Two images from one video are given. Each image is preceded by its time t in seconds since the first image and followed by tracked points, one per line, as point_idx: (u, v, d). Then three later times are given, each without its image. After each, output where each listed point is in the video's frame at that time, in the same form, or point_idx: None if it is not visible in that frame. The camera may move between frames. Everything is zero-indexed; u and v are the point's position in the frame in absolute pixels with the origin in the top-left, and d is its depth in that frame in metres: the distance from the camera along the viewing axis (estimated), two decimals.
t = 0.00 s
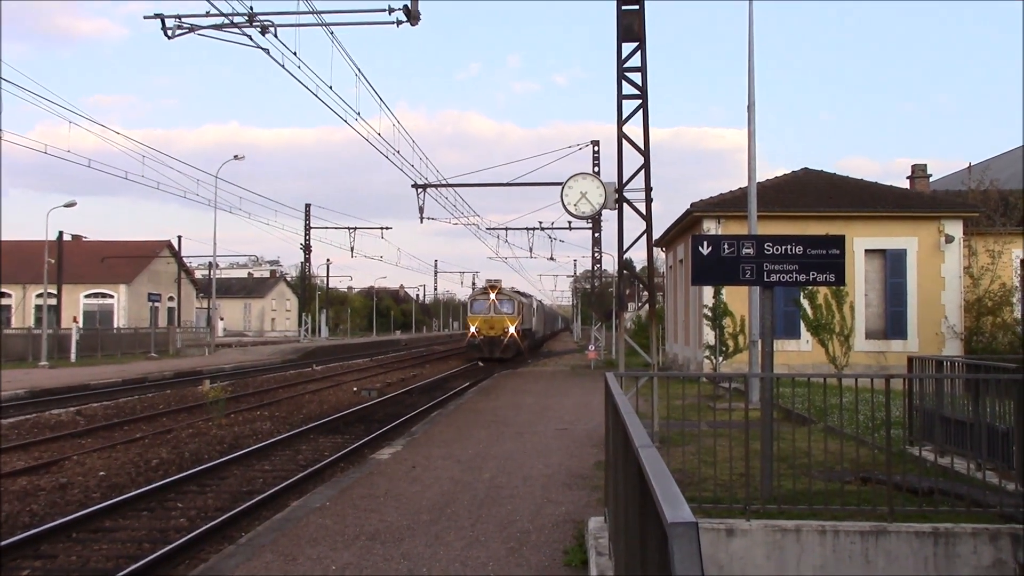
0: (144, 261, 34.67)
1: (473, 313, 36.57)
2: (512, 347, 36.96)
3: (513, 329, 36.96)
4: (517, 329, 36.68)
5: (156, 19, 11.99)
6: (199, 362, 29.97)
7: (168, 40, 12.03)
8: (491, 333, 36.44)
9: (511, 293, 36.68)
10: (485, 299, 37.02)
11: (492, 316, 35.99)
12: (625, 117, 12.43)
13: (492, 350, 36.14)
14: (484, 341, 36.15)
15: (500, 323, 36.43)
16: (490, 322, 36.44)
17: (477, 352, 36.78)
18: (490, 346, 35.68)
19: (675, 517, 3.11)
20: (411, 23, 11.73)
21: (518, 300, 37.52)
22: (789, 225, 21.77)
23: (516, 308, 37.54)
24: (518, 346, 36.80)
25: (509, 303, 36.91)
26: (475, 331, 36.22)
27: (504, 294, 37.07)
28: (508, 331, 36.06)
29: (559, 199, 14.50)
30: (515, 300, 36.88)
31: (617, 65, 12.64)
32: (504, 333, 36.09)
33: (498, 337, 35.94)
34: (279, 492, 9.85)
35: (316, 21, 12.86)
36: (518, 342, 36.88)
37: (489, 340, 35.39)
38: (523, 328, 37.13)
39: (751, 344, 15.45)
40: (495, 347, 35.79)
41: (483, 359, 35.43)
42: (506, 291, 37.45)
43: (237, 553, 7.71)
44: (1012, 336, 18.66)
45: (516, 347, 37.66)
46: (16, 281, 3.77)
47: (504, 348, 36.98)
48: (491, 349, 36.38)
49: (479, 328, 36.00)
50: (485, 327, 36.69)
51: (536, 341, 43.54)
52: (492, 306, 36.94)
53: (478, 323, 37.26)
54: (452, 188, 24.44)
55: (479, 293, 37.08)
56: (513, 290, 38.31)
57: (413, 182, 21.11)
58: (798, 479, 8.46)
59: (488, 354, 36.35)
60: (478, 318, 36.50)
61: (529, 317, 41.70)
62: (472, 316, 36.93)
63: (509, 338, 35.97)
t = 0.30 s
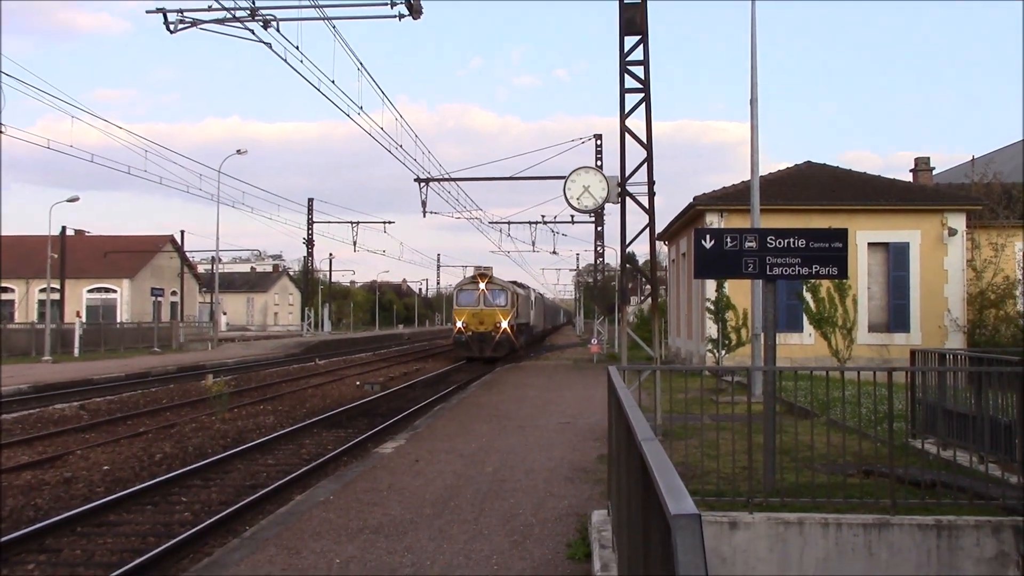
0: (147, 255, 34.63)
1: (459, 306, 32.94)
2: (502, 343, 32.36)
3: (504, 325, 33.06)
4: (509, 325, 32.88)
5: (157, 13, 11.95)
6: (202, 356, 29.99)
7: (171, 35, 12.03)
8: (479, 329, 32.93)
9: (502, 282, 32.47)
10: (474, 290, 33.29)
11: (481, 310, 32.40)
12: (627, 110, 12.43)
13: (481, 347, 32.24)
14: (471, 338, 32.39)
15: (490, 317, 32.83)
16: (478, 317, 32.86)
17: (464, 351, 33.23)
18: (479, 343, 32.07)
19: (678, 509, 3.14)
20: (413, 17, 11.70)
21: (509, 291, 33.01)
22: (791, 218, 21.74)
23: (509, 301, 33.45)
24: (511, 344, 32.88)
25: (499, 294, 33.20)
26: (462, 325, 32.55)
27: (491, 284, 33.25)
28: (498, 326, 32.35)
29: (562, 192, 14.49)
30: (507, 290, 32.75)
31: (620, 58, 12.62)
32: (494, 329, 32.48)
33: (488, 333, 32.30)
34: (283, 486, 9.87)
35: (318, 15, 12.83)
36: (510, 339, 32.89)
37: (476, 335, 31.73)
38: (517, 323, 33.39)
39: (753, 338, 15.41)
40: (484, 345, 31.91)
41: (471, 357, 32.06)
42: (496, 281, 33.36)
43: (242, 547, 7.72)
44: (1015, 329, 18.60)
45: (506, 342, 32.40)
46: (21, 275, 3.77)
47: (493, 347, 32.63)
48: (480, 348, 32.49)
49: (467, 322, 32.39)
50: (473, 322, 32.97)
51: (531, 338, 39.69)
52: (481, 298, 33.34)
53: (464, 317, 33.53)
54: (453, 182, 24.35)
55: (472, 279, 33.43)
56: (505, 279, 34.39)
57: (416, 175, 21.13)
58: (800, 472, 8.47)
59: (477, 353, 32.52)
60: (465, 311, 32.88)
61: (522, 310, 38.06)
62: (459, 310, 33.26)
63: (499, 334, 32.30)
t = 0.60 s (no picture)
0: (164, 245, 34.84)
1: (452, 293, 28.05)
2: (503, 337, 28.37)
3: (505, 316, 28.11)
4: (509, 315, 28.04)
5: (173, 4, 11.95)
6: (218, 345, 30.20)
7: (186, 26, 12.06)
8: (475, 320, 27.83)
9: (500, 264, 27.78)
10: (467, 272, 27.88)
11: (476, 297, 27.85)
12: (642, 99, 12.38)
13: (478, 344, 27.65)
14: (466, 331, 27.71)
15: (487, 306, 28.08)
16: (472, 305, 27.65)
17: (457, 347, 27.74)
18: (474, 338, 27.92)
19: (693, 497, 3.21)
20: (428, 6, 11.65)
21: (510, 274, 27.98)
22: (807, 206, 21.60)
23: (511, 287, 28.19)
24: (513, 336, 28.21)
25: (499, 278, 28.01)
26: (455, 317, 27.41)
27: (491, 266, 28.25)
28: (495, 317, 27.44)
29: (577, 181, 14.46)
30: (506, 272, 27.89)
31: (635, 47, 12.56)
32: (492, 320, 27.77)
33: (483, 326, 27.59)
34: (300, 474, 9.94)
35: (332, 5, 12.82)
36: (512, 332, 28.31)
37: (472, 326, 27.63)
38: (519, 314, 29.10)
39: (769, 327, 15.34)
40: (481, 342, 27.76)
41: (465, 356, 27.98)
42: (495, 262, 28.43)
43: (259, 534, 7.78)
44: None
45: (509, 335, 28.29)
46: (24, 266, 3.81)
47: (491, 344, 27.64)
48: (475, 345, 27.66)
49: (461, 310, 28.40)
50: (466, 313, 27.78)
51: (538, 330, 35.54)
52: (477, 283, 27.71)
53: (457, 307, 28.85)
54: (467, 172, 24.28)
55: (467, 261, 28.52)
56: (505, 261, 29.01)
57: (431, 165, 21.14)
58: (816, 461, 8.46)
59: (471, 348, 27.73)
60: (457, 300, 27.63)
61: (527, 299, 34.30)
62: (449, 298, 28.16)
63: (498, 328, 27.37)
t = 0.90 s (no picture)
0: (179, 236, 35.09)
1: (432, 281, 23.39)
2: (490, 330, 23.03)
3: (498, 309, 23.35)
4: (503, 307, 23.42)
5: None
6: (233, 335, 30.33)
7: (200, 17, 12.05)
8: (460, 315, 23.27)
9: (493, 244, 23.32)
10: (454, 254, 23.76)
11: (463, 285, 23.30)
12: (657, 88, 12.32)
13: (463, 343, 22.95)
14: (451, 328, 22.83)
15: (477, 296, 23.23)
16: (460, 296, 23.32)
17: (440, 347, 22.85)
18: (460, 336, 22.93)
19: (707, 488, 3.24)
20: None
21: (504, 257, 23.68)
22: (822, 195, 21.47)
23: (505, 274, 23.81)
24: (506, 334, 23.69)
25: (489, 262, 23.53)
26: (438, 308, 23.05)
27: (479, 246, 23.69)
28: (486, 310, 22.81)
29: (592, 170, 14.42)
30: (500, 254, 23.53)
31: (650, 36, 12.50)
32: (482, 314, 23.06)
33: (472, 321, 22.99)
34: (316, 463, 9.99)
35: None
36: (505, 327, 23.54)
37: (458, 320, 22.97)
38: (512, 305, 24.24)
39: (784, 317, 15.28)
40: (469, 340, 22.84)
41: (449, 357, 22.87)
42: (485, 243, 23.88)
43: (275, 523, 7.83)
44: None
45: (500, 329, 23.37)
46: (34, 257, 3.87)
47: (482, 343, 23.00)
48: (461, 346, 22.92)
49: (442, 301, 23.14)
50: (451, 304, 23.11)
51: (542, 322, 32.47)
52: (464, 268, 23.52)
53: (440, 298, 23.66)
54: (483, 163, 23.79)
55: (451, 240, 23.85)
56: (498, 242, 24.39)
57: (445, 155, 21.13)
58: (832, 451, 8.43)
59: (455, 350, 22.85)
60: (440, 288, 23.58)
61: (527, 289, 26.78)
62: (430, 287, 23.43)
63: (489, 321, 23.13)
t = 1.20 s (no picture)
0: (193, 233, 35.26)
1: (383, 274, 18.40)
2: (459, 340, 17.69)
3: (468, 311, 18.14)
4: (475, 307, 18.24)
5: None
6: (246, 331, 30.46)
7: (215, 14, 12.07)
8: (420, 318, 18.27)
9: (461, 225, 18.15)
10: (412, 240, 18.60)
11: (421, 280, 18.26)
12: (672, 86, 12.31)
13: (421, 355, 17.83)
14: (407, 338, 17.84)
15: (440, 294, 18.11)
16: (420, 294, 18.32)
17: (394, 362, 17.85)
18: (419, 348, 17.84)
19: (728, 489, 3.22)
20: None
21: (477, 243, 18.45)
22: (835, 194, 21.40)
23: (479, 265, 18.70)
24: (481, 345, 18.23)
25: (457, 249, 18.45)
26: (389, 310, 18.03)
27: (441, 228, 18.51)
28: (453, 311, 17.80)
29: (606, 168, 14.41)
30: (471, 237, 18.31)
31: (665, 33, 12.47)
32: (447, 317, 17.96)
33: (434, 327, 17.86)
34: (328, 460, 10.01)
35: None
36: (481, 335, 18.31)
37: (414, 326, 17.90)
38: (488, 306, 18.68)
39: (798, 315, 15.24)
40: (430, 355, 17.77)
41: (405, 375, 18.02)
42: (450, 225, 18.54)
43: (288, 520, 7.85)
44: None
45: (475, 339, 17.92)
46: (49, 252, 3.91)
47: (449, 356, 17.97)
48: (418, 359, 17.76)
49: (395, 300, 18.28)
50: (409, 305, 18.23)
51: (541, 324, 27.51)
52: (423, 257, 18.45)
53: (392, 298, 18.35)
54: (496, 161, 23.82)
55: (406, 219, 18.73)
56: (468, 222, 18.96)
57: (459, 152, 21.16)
58: (846, 451, 8.41)
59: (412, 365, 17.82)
60: (393, 283, 18.38)
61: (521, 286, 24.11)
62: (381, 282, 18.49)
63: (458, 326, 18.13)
